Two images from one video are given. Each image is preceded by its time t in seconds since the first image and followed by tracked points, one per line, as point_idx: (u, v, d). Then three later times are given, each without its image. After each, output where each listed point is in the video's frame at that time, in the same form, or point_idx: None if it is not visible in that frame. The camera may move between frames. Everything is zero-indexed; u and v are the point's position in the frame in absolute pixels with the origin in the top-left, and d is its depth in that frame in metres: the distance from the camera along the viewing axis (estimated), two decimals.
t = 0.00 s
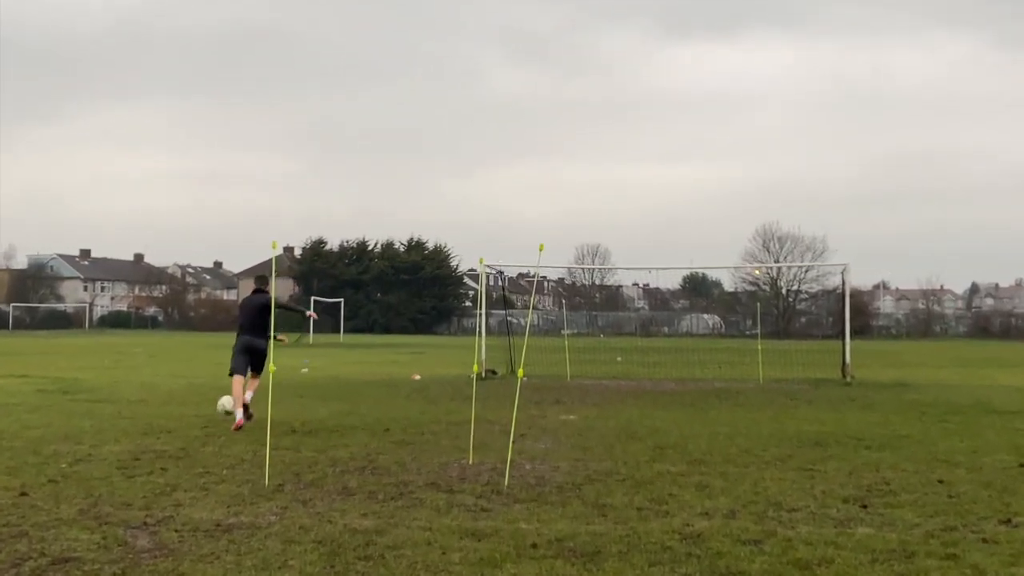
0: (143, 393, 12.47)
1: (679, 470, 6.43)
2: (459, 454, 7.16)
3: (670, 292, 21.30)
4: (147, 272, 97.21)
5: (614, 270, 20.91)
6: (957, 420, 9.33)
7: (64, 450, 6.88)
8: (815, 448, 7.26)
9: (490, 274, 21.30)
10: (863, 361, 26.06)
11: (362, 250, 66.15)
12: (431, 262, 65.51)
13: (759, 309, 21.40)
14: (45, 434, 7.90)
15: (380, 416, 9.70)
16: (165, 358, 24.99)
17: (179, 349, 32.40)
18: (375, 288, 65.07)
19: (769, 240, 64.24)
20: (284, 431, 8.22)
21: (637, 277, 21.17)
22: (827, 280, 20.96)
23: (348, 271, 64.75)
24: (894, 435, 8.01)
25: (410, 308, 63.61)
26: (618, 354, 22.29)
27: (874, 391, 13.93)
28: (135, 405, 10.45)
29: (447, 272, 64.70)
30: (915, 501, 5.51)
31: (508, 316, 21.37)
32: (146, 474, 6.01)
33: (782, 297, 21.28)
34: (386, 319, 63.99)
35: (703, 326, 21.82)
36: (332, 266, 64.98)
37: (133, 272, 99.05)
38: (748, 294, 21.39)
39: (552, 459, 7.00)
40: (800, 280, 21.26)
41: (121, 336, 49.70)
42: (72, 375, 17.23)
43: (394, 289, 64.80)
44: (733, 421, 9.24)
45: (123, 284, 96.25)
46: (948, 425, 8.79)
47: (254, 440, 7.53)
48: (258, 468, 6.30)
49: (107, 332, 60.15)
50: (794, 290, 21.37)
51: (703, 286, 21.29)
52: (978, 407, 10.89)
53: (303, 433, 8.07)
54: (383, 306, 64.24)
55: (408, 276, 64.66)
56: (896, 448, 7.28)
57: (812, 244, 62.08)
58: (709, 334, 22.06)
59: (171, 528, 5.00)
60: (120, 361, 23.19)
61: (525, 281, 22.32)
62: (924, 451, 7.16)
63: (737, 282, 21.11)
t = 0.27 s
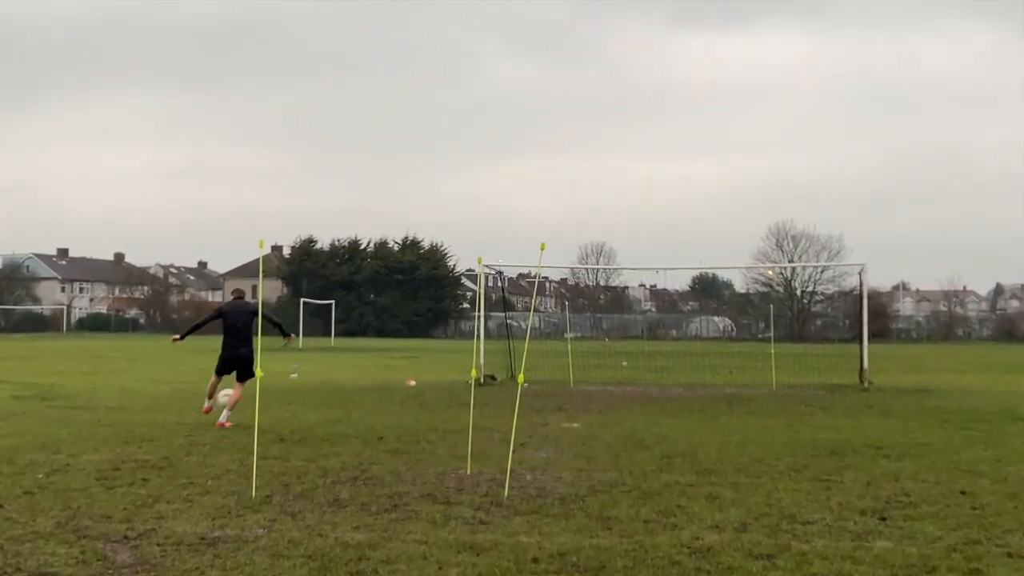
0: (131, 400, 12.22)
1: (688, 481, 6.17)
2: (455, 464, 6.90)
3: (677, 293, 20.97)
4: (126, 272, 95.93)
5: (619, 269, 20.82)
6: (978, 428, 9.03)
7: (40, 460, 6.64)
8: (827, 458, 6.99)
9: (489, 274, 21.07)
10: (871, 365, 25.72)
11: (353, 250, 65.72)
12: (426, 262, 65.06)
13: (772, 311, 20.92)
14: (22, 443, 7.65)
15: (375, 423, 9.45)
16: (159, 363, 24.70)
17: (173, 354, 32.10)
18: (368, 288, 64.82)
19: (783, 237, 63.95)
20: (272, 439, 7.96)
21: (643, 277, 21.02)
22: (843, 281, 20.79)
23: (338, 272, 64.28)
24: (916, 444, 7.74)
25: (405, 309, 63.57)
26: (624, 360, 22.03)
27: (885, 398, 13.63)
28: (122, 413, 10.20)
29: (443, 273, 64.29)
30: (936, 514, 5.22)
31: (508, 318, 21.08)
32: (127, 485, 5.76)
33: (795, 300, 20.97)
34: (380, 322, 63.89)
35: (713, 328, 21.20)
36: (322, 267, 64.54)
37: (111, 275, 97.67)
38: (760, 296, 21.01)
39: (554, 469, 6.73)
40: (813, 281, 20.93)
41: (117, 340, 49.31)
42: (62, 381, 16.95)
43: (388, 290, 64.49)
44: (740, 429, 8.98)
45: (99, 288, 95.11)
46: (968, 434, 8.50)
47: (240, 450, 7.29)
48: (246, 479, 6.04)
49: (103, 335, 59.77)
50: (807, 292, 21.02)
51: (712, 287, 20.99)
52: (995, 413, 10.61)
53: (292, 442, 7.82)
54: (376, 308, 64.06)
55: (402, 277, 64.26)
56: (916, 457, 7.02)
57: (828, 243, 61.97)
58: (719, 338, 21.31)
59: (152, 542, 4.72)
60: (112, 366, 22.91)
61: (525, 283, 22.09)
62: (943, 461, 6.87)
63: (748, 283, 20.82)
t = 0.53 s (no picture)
0: (121, 407, 11.99)
1: (696, 491, 5.95)
2: (453, 474, 6.68)
3: (686, 294, 20.62)
4: (106, 271, 94.21)
5: (625, 270, 20.40)
6: (994, 436, 8.80)
7: (21, 470, 6.42)
8: (837, 467, 6.78)
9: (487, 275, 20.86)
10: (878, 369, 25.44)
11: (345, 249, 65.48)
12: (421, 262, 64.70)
13: (784, 314, 20.46)
14: (4, 451, 7.43)
15: (371, 431, 9.23)
16: (153, 369, 24.41)
17: (168, 359, 31.76)
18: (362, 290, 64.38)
19: (795, 237, 63.52)
20: (262, 447, 7.75)
21: (649, 278, 20.63)
22: (858, 282, 20.31)
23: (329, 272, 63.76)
24: (935, 453, 7.50)
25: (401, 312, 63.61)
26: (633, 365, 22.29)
27: (894, 404, 13.36)
28: (110, 420, 9.97)
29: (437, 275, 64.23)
30: (956, 525, 5.01)
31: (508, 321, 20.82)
32: (109, 496, 5.55)
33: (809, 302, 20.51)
34: (372, 324, 63.36)
35: (723, 331, 20.59)
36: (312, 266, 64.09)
37: (93, 274, 95.97)
38: (772, 297, 20.59)
39: (556, 479, 6.51)
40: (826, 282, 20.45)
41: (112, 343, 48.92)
42: (52, 387, 16.69)
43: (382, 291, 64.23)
44: (746, 437, 8.74)
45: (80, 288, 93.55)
46: (977, 440, 8.34)
47: (228, 459, 7.08)
48: (234, 489, 5.84)
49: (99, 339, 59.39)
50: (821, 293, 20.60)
51: (722, 288, 20.54)
52: (1010, 420, 10.37)
53: (282, 450, 7.61)
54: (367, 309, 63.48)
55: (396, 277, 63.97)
56: (934, 466, 6.80)
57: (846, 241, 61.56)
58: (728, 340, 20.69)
59: (134, 555, 4.50)
60: (105, 371, 22.63)
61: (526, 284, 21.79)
62: (957, 470, 6.67)
63: (759, 283, 20.37)
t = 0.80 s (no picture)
0: (112, 414, 11.78)
1: (703, 500, 5.77)
2: (451, 482, 6.50)
3: (694, 296, 20.32)
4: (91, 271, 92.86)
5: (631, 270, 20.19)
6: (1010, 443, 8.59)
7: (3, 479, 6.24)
8: (846, 475, 6.59)
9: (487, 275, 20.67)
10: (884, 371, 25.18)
11: (339, 249, 65.77)
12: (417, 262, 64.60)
13: (796, 316, 20.19)
14: None
15: (366, 437, 9.04)
16: (147, 373, 24.15)
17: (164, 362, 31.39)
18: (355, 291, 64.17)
19: (805, 237, 63.48)
20: (253, 455, 7.57)
21: (655, 279, 20.45)
22: (873, 283, 20.02)
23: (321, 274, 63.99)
24: (953, 461, 7.30)
25: (395, 313, 62.81)
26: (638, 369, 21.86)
27: (903, 410, 13.14)
28: (99, 427, 9.76)
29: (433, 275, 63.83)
30: (975, 535, 4.83)
31: (508, 323, 20.58)
32: (93, 505, 5.37)
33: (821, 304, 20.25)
34: (368, 325, 63.05)
35: (731, 335, 20.30)
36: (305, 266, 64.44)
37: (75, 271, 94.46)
38: (783, 300, 20.30)
39: (558, 487, 6.32)
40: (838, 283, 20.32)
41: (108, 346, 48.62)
42: (44, 392, 16.45)
43: (376, 291, 64.15)
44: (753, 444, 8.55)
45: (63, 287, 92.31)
46: (986, 447, 8.18)
47: (218, 467, 6.89)
48: (224, 498, 5.66)
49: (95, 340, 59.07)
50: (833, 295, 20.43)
51: (730, 290, 20.28)
52: None
53: (274, 458, 7.41)
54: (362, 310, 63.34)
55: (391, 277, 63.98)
56: (950, 475, 6.61)
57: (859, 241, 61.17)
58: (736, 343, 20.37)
59: (118, 566, 4.31)
60: (98, 374, 22.36)
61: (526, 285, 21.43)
62: (969, 478, 6.50)
63: (770, 284, 20.09)
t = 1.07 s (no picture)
0: (103, 419, 11.61)
1: (709, 508, 5.62)
2: (449, 489, 6.36)
3: (700, 297, 20.21)
4: (77, 272, 91.90)
5: (635, 270, 20.15)
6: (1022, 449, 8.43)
7: None
8: (854, 482, 6.44)
9: (486, 276, 20.54)
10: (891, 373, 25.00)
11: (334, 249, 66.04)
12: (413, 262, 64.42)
13: (805, 317, 19.91)
14: None
15: (363, 443, 8.89)
16: (143, 377, 23.96)
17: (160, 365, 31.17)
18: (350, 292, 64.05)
19: (816, 234, 63.50)
20: (245, 461, 7.42)
21: (660, 279, 20.41)
22: (885, 284, 19.58)
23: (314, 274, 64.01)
24: (965, 468, 7.15)
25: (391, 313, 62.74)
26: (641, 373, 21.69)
27: (909, 414, 12.94)
28: (88, 432, 9.61)
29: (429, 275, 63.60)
30: (990, 544, 4.69)
31: (508, 325, 20.44)
32: (79, 513, 5.23)
33: (830, 305, 19.97)
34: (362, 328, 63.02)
35: (738, 336, 20.24)
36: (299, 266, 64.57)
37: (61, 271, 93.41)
38: (792, 300, 20.11)
39: (559, 495, 6.18)
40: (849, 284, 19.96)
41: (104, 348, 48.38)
42: (36, 396, 16.26)
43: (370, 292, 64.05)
44: (758, 450, 8.40)
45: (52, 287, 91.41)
46: (993, 453, 8.06)
47: (210, 474, 6.75)
48: (214, 506, 5.52)
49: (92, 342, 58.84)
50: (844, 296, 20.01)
51: (737, 290, 20.21)
52: None
53: (267, 465, 7.27)
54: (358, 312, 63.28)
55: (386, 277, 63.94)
56: (963, 481, 6.47)
57: (869, 240, 60.96)
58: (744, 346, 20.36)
59: None
60: (92, 377, 22.17)
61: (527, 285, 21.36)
62: (980, 485, 6.36)
63: (778, 285, 20.02)
